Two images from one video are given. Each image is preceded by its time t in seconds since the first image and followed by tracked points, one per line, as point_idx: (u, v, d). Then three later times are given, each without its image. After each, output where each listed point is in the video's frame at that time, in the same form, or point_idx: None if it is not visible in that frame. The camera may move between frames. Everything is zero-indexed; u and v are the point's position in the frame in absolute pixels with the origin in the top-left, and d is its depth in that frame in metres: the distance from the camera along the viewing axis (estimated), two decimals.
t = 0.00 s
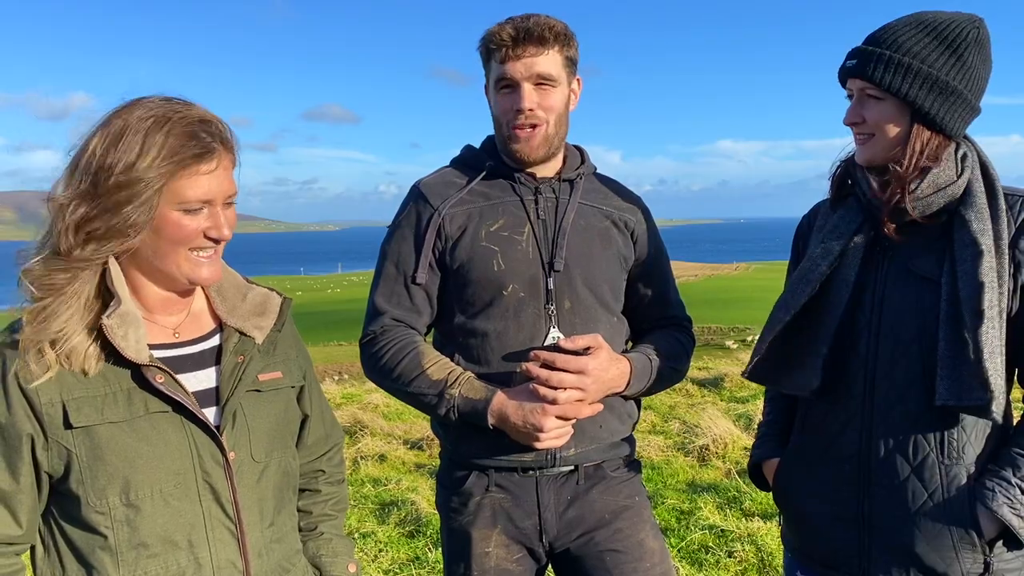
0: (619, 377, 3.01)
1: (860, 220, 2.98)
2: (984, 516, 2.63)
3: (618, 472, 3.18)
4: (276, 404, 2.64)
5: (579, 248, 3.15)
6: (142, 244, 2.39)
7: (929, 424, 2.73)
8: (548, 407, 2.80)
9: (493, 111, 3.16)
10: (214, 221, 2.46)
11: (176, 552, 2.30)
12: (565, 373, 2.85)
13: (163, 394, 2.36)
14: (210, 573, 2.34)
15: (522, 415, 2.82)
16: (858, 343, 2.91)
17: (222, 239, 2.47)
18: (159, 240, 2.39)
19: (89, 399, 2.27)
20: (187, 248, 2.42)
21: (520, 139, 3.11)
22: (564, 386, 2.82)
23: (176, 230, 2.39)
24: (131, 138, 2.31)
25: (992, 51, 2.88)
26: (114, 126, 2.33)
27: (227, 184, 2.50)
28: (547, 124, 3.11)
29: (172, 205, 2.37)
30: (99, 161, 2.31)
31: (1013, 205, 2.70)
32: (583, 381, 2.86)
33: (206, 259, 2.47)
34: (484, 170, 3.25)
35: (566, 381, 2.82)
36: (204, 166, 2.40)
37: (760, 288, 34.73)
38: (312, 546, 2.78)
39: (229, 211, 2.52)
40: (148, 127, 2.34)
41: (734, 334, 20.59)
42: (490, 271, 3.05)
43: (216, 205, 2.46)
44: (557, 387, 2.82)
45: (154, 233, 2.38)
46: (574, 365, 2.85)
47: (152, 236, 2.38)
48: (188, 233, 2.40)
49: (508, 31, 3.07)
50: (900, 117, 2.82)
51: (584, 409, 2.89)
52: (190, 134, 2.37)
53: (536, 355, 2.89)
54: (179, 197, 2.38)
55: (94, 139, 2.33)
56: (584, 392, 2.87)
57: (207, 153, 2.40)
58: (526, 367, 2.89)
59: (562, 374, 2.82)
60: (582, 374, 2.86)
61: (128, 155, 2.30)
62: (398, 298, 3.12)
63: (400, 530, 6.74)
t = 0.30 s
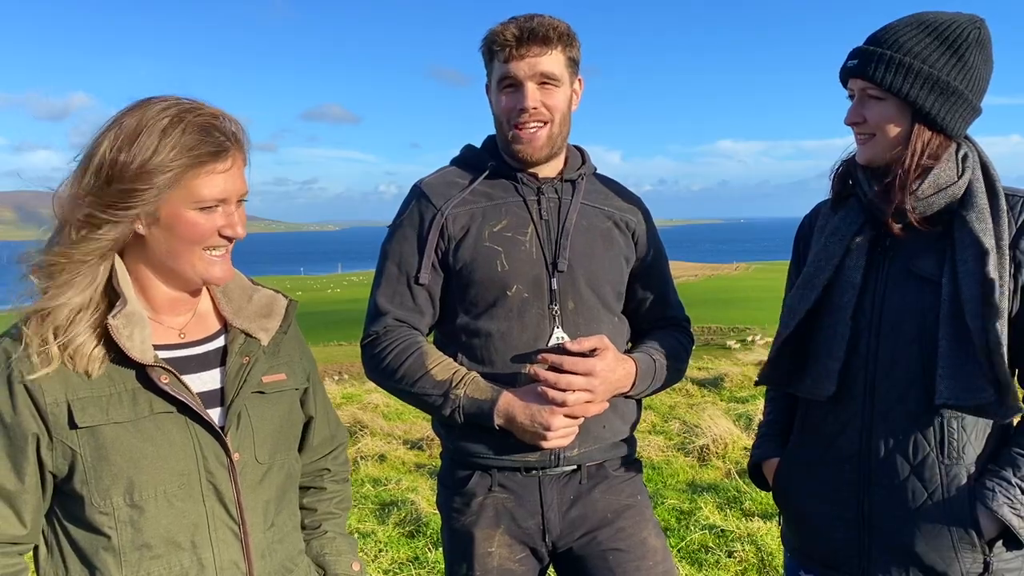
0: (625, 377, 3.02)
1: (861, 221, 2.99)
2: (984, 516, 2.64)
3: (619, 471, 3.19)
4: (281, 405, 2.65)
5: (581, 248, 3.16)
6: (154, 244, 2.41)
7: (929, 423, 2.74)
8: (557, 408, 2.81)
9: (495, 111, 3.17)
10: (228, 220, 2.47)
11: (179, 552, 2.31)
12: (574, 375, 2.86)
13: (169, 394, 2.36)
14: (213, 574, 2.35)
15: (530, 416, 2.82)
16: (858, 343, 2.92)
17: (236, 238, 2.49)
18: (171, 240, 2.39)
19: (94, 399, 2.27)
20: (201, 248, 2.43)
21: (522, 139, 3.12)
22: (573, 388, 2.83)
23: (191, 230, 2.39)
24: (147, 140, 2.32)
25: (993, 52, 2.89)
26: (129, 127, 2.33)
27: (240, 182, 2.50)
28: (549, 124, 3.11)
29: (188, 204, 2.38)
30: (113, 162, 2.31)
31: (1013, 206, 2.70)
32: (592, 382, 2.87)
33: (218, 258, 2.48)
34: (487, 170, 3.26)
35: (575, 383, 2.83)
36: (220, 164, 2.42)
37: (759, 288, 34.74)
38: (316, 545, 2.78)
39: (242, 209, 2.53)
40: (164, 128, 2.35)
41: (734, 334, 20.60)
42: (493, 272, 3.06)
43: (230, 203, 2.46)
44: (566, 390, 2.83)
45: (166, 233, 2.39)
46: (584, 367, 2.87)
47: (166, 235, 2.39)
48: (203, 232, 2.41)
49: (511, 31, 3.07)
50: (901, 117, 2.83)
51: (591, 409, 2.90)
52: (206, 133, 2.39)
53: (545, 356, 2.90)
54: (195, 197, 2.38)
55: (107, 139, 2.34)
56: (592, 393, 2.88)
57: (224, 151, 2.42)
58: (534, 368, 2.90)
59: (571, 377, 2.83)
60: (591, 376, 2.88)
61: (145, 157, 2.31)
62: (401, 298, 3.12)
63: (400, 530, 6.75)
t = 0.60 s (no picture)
0: (623, 377, 3.02)
1: (862, 221, 2.99)
2: (984, 515, 2.64)
3: (619, 471, 3.19)
4: (282, 406, 2.65)
5: (581, 248, 3.16)
6: (175, 235, 2.41)
7: (929, 423, 2.73)
8: (553, 409, 2.80)
9: (495, 111, 3.17)
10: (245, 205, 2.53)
11: (181, 553, 2.31)
12: (570, 375, 2.85)
13: (171, 396, 2.36)
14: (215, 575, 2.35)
15: (526, 416, 2.82)
16: (858, 343, 2.92)
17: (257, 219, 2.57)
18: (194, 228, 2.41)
19: (96, 400, 2.27)
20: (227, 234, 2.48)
21: (521, 138, 3.11)
22: (569, 388, 2.83)
23: (217, 217, 2.44)
24: (156, 134, 2.36)
25: (993, 52, 2.88)
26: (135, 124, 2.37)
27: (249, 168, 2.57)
28: (549, 125, 3.11)
29: (212, 191, 2.43)
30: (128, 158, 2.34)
31: (1014, 206, 2.70)
32: (589, 383, 2.87)
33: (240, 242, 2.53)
34: (487, 171, 3.26)
35: (572, 383, 2.82)
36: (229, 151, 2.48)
37: (759, 288, 34.74)
38: (317, 545, 2.78)
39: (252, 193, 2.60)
40: (172, 123, 2.39)
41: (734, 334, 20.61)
42: (493, 272, 3.06)
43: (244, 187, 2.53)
44: (563, 390, 2.82)
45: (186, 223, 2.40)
46: (580, 367, 2.85)
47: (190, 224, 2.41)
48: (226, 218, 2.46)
49: (511, 31, 3.07)
50: (901, 117, 2.82)
51: (587, 410, 2.90)
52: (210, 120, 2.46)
53: (541, 355, 2.89)
54: (214, 184, 2.44)
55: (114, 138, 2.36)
56: (588, 394, 2.88)
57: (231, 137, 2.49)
58: (530, 368, 2.89)
59: (567, 377, 2.83)
60: (587, 376, 2.87)
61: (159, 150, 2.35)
62: (400, 298, 3.12)
63: (400, 530, 6.75)
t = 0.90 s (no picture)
0: (624, 377, 3.01)
1: (863, 221, 2.98)
2: (984, 515, 2.64)
3: (619, 472, 3.19)
4: (280, 405, 2.65)
5: (581, 248, 3.16)
6: (199, 232, 2.43)
7: (930, 423, 2.73)
8: (555, 410, 2.80)
9: (494, 111, 3.17)
10: (252, 195, 2.59)
11: (182, 552, 2.31)
12: (573, 377, 2.85)
13: (171, 395, 2.36)
14: (216, 574, 2.34)
15: (527, 417, 2.82)
16: (860, 344, 2.92)
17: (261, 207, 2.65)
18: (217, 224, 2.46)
19: (96, 401, 2.26)
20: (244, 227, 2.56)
21: (520, 139, 3.11)
22: (572, 390, 2.82)
23: (237, 211, 2.51)
24: (163, 134, 2.36)
25: (993, 52, 2.88)
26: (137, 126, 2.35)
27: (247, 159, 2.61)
28: (549, 124, 3.11)
29: (229, 186, 2.48)
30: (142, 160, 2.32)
31: (1014, 205, 2.70)
32: (591, 384, 2.86)
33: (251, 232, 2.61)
34: (486, 171, 3.26)
35: (575, 384, 2.82)
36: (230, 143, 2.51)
37: (759, 288, 34.75)
38: (315, 542, 2.78)
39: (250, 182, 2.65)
40: (179, 125, 2.39)
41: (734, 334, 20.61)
42: (493, 273, 3.06)
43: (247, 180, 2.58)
44: (566, 392, 2.82)
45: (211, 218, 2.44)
46: (583, 368, 2.85)
47: (216, 219, 2.45)
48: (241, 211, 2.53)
49: (509, 31, 3.07)
50: (901, 117, 2.82)
51: (589, 411, 2.89)
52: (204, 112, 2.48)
53: (544, 356, 2.89)
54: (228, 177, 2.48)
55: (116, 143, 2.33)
56: (591, 395, 2.88)
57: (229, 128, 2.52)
58: (533, 369, 2.89)
59: (570, 378, 2.82)
60: (590, 377, 2.86)
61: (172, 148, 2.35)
62: (400, 299, 3.12)
63: (400, 530, 6.75)
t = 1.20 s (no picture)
0: (624, 377, 3.01)
1: (863, 221, 2.98)
2: (985, 514, 2.63)
3: (620, 472, 3.18)
4: (277, 403, 2.65)
5: (581, 248, 3.16)
6: (196, 234, 2.44)
7: (930, 423, 2.73)
8: (555, 409, 2.80)
9: (494, 111, 3.17)
10: (246, 196, 2.60)
11: (182, 551, 2.30)
12: (573, 376, 2.85)
13: (169, 394, 2.36)
14: (215, 573, 2.34)
15: (528, 417, 2.82)
16: (860, 344, 2.92)
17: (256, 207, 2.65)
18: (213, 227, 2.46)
19: (95, 401, 2.26)
20: (240, 229, 2.56)
21: (520, 139, 3.11)
22: (572, 389, 2.82)
23: (233, 212, 2.51)
24: (157, 136, 2.35)
25: (993, 52, 2.88)
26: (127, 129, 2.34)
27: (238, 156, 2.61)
28: (549, 124, 3.11)
29: (223, 187, 2.49)
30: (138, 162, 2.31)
31: (1015, 205, 2.70)
32: (591, 383, 2.86)
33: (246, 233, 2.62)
34: (486, 171, 3.26)
35: (574, 383, 2.82)
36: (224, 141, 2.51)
37: (759, 288, 34.74)
38: (311, 541, 2.78)
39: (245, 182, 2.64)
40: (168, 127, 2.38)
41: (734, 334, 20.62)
42: (493, 272, 3.06)
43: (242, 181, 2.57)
44: (566, 391, 2.82)
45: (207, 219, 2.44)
46: (583, 367, 2.85)
47: (212, 220, 2.45)
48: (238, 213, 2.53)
49: (509, 31, 3.07)
50: (901, 117, 2.82)
51: (589, 410, 2.89)
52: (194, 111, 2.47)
53: (544, 355, 2.89)
54: (223, 178, 2.49)
55: (108, 148, 2.32)
56: (591, 394, 2.88)
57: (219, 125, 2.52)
58: (533, 368, 2.89)
59: (570, 377, 2.82)
60: (590, 377, 2.86)
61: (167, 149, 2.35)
62: (400, 299, 3.12)
63: (400, 530, 6.75)
